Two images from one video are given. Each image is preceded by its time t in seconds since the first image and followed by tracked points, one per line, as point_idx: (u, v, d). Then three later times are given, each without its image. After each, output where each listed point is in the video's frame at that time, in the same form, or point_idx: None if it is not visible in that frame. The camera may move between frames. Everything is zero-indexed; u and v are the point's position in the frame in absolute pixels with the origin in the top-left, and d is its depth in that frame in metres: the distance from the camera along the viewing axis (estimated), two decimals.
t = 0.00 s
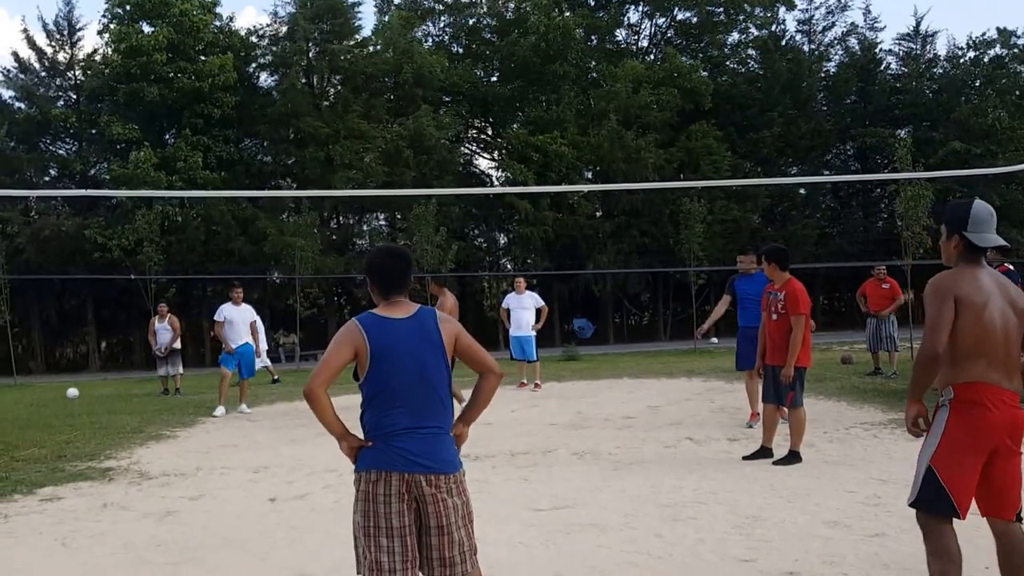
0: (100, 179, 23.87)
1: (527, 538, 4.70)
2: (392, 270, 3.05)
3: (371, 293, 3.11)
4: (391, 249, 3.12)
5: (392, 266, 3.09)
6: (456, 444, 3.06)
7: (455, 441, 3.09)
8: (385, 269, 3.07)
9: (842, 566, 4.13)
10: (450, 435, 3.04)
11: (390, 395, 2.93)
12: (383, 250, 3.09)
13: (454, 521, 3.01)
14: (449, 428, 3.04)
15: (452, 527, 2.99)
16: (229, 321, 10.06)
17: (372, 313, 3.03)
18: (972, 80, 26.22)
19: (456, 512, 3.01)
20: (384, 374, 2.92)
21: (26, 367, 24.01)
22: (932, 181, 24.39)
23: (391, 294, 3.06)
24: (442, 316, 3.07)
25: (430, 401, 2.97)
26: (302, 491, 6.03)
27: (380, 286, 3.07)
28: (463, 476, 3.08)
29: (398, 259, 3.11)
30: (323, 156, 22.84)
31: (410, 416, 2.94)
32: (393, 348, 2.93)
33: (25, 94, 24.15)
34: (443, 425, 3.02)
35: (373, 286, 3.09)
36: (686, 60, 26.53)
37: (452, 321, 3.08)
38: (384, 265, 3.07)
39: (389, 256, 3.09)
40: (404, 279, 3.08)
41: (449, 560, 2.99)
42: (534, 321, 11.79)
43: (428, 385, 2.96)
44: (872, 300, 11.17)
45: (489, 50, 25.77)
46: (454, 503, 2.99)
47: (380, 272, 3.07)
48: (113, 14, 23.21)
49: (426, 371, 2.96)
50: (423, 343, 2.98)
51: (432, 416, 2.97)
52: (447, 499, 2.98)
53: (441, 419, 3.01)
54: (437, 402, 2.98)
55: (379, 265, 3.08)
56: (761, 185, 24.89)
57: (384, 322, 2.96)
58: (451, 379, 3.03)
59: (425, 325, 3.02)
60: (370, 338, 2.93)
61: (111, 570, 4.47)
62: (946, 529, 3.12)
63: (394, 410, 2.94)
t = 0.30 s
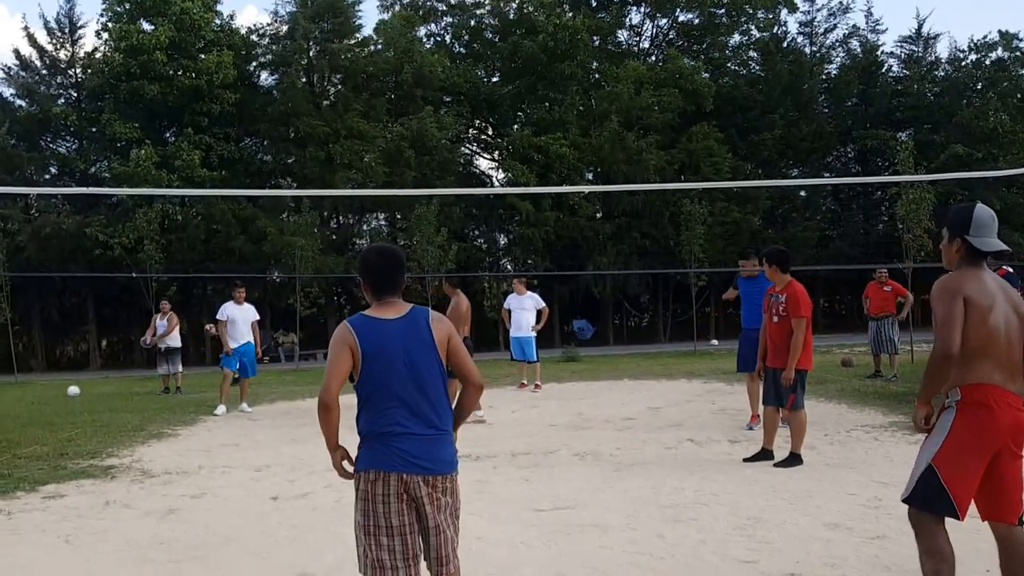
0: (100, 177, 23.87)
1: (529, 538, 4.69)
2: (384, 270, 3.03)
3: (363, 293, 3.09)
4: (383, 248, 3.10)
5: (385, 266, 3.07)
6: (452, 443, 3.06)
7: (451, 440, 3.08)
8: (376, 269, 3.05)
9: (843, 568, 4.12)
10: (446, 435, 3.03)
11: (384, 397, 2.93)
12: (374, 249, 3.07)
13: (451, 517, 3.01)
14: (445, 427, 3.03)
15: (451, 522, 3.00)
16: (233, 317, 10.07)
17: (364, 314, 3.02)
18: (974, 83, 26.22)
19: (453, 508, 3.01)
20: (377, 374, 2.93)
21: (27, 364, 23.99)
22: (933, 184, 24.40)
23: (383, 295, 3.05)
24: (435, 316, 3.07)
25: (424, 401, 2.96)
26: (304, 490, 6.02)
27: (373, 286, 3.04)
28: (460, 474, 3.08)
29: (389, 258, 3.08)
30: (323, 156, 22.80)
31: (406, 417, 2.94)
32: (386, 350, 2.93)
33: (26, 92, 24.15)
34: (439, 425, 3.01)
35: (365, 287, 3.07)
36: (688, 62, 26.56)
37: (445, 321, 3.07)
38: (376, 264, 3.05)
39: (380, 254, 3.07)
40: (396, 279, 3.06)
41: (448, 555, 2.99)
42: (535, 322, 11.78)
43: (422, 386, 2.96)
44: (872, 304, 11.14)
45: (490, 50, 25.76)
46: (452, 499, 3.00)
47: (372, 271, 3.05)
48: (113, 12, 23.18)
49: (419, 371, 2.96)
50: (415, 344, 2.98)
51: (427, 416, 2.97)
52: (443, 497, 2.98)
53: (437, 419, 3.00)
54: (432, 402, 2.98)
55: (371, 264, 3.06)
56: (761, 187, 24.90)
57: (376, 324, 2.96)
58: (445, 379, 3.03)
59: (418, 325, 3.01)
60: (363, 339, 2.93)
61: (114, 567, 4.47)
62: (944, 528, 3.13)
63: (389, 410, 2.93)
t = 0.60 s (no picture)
0: (100, 176, 23.82)
1: (531, 538, 4.69)
2: (396, 270, 3.14)
3: (375, 291, 3.21)
4: (396, 248, 3.22)
5: (397, 267, 3.18)
6: (454, 441, 3.17)
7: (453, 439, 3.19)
8: (389, 269, 3.16)
9: (846, 570, 4.12)
10: (449, 434, 3.14)
11: (389, 395, 3.05)
12: (388, 250, 3.19)
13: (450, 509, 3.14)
14: (448, 426, 3.15)
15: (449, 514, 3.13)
16: (235, 317, 10.06)
17: (374, 312, 3.15)
18: (976, 86, 26.20)
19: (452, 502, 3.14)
20: (383, 372, 3.05)
21: (25, 362, 23.95)
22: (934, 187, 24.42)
23: (394, 294, 3.16)
24: (443, 318, 3.18)
25: (428, 401, 3.08)
26: (306, 489, 6.01)
27: (385, 285, 3.16)
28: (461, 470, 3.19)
29: (401, 259, 3.19)
30: (322, 155, 22.83)
31: (411, 416, 3.05)
32: (393, 348, 3.06)
33: (26, 89, 24.11)
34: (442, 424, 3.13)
35: (377, 285, 3.18)
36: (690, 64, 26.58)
37: (453, 324, 3.19)
38: (388, 265, 3.16)
39: (393, 255, 3.18)
40: (407, 280, 3.18)
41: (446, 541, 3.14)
42: (535, 323, 11.77)
43: (426, 386, 3.08)
44: (872, 306, 11.09)
45: (492, 51, 25.74)
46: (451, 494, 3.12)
47: (384, 271, 3.16)
48: (114, 10, 23.15)
49: (424, 371, 3.08)
50: (421, 344, 3.10)
51: (431, 416, 3.08)
52: (444, 492, 3.11)
53: (441, 418, 3.12)
54: (435, 403, 3.09)
55: (384, 264, 3.17)
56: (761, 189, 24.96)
57: (386, 321, 3.09)
58: (450, 380, 3.14)
59: (426, 327, 3.13)
60: (373, 336, 3.06)
61: (117, 565, 4.46)
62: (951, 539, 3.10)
63: (393, 408, 3.05)
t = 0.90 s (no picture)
0: (99, 174, 23.75)
1: (537, 538, 4.69)
2: (389, 279, 3.22)
3: (367, 298, 3.29)
4: (389, 258, 3.30)
5: (390, 276, 3.26)
6: (438, 449, 3.23)
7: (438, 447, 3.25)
8: (382, 278, 3.25)
9: (852, 571, 4.12)
10: (433, 442, 3.20)
11: (372, 401, 3.13)
12: (382, 259, 3.27)
13: (432, 515, 3.19)
14: (432, 434, 3.21)
15: (430, 519, 3.19)
16: (235, 315, 10.03)
17: (365, 318, 3.23)
18: (976, 89, 26.28)
19: (434, 508, 3.19)
20: (366, 379, 3.13)
21: (23, 360, 23.87)
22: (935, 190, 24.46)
23: (384, 302, 3.24)
24: (430, 328, 3.25)
25: (411, 408, 3.15)
26: (309, 488, 5.99)
27: (377, 293, 3.25)
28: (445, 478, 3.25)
29: (394, 268, 3.27)
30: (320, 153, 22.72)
31: (393, 423, 3.13)
32: (379, 356, 3.14)
33: (25, 87, 24.06)
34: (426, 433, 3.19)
35: (369, 292, 3.27)
36: (690, 65, 26.61)
37: (441, 334, 3.25)
38: (381, 274, 3.25)
39: (386, 264, 3.26)
40: (399, 290, 3.26)
41: (429, 545, 3.20)
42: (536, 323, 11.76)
43: (410, 394, 3.15)
44: (874, 308, 11.01)
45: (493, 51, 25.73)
46: (433, 501, 3.18)
47: (377, 279, 3.24)
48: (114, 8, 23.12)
49: (408, 380, 3.15)
50: (406, 352, 3.17)
51: (414, 424, 3.15)
52: (426, 498, 3.17)
53: (424, 426, 3.18)
54: (418, 411, 3.16)
55: (378, 272, 3.25)
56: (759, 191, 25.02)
57: (374, 330, 3.17)
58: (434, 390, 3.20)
59: (414, 335, 3.20)
60: (359, 344, 3.14)
61: (122, 563, 4.45)
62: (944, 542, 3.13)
63: (376, 415, 3.13)
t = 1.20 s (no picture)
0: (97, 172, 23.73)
1: (539, 538, 4.69)
2: (378, 273, 3.21)
3: (358, 293, 3.29)
4: (380, 252, 3.30)
5: (378, 270, 3.25)
6: (431, 443, 3.22)
7: (430, 441, 3.23)
8: (371, 274, 3.23)
9: (854, 572, 4.13)
10: (425, 436, 3.19)
11: (361, 395, 3.13)
12: (371, 253, 3.26)
13: (426, 510, 3.18)
14: (424, 429, 3.20)
15: (423, 513, 3.17)
16: (233, 314, 10.01)
17: (354, 314, 3.23)
18: (977, 92, 26.31)
19: (427, 502, 3.17)
20: (356, 373, 3.14)
21: (20, 358, 23.82)
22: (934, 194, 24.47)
23: (374, 297, 3.23)
24: (421, 322, 3.24)
25: (401, 402, 3.14)
26: (310, 487, 5.98)
27: (366, 288, 3.24)
28: (439, 473, 3.23)
29: (383, 262, 3.26)
30: (319, 152, 22.69)
31: (383, 416, 3.12)
32: (369, 351, 3.14)
33: (25, 84, 24.07)
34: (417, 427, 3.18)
35: (360, 287, 3.26)
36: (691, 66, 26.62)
37: (431, 328, 3.23)
38: (370, 269, 3.23)
39: (375, 259, 3.26)
40: (389, 284, 3.25)
41: (424, 541, 3.18)
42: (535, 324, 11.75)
43: (399, 387, 3.14)
44: (874, 311, 10.91)
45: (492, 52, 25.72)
46: (427, 495, 3.16)
47: (367, 273, 3.24)
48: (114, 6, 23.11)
49: (397, 373, 3.14)
50: (395, 346, 3.16)
51: (404, 418, 3.14)
52: (419, 492, 3.15)
53: (415, 420, 3.17)
54: (409, 404, 3.15)
55: (368, 266, 3.24)
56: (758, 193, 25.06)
57: (362, 324, 3.17)
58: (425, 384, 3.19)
59: (403, 329, 3.20)
60: (348, 339, 3.15)
61: (124, 562, 4.45)
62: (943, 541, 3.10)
63: (366, 408, 3.13)
